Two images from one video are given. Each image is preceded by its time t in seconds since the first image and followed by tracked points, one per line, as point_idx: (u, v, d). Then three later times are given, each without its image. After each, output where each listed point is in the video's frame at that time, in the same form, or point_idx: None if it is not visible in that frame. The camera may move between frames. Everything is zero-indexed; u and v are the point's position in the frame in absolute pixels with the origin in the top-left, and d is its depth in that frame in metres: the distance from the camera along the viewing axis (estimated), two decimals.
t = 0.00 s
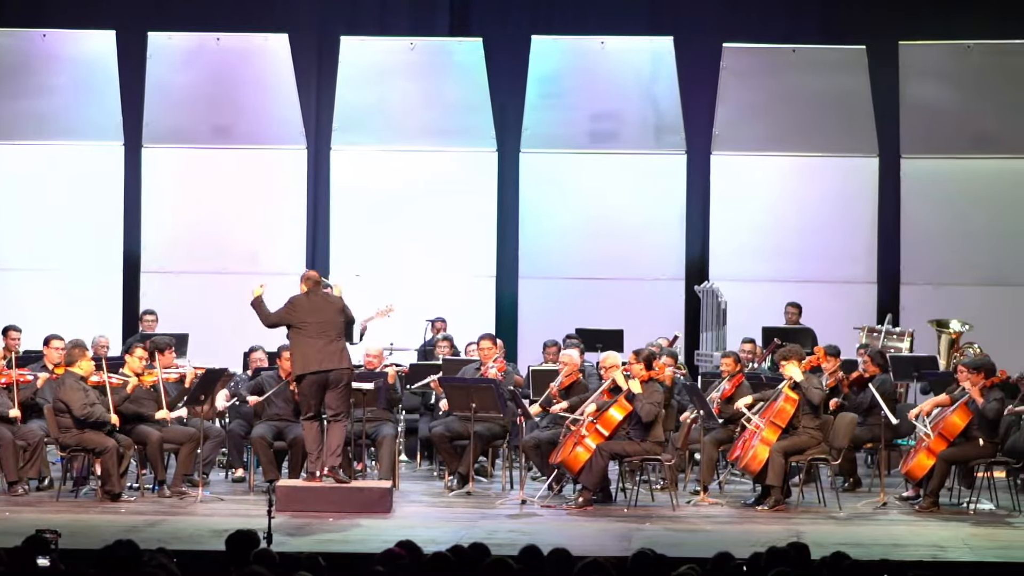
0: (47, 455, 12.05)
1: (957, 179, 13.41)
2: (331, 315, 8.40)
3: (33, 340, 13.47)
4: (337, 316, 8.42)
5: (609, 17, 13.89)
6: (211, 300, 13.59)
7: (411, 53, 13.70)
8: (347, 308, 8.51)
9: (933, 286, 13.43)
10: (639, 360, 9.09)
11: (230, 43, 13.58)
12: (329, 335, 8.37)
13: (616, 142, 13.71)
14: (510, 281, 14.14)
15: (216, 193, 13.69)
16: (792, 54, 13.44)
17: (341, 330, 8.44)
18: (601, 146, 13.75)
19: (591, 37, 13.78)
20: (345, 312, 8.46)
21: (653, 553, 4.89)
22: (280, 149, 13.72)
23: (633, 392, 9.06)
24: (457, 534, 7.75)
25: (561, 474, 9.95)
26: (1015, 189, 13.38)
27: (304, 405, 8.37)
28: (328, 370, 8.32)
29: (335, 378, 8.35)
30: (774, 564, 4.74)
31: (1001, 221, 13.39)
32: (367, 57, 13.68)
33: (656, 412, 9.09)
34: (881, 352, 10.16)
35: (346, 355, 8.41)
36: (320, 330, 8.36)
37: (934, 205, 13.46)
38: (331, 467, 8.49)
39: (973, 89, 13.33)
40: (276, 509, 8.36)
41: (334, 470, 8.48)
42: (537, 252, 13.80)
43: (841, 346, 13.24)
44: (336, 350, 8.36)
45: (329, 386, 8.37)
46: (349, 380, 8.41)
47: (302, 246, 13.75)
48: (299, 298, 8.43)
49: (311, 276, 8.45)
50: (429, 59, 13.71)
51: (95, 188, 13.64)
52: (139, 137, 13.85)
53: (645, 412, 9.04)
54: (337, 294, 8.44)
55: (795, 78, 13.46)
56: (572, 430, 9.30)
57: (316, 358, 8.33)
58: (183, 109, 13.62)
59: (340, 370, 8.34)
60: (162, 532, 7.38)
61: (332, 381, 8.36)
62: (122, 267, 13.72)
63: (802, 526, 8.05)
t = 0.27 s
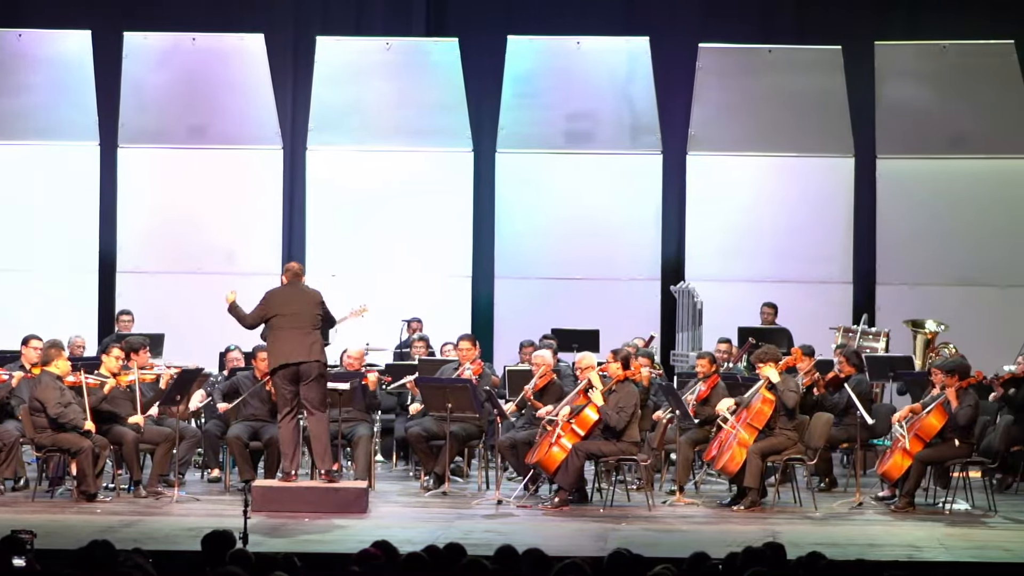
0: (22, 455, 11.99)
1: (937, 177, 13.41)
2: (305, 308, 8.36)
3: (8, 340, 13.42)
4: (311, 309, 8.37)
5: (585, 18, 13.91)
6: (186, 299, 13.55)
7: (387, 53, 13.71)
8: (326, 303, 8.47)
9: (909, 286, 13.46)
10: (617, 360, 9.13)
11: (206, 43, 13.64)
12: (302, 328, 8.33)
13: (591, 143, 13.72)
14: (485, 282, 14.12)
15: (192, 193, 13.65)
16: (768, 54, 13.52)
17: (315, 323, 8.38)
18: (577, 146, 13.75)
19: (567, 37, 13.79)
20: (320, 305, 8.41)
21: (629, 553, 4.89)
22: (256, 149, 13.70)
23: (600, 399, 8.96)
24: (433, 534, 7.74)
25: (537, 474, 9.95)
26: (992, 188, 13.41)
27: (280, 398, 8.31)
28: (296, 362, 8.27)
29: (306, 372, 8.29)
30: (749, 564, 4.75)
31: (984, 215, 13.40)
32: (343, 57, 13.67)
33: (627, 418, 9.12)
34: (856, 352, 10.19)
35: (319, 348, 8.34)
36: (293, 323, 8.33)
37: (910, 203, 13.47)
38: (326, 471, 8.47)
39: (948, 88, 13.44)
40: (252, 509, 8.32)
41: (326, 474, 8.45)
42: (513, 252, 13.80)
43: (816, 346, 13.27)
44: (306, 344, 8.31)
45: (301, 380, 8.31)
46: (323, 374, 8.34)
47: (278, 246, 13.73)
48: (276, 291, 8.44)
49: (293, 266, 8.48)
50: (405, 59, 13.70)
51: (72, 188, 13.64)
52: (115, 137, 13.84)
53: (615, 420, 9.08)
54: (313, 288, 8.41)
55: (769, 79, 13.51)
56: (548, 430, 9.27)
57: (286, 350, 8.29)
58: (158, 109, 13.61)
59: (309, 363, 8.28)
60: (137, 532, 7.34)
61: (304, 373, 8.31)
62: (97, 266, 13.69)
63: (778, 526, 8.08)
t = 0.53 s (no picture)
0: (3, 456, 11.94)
1: (921, 176, 13.46)
2: (291, 312, 8.32)
3: None
4: (298, 313, 8.34)
5: (568, 18, 13.92)
6: (168, 299, 13.53)
7: (369, 53, 13.68)
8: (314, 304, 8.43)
9: (892, 286, 13.50)
10: (599, 360, 9.18)
11: (188, 42, 13.64)
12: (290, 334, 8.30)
13: (573, 143, 13.72)
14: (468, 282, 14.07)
15: (174, 193, 13.62)
16: (750, 54, 13.55)
17: (303, 327, 8.35)
18: (559, 146, 13.75)
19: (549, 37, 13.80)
20: (307, 308, 8.37)
21: (610, 554, 4.89)
22: (237, 149, 13.68)
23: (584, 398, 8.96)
24: (415, 534, 7.73)
25: (519, 474, 9.94)
26: (975, 189, 13.44)
27: (270, 402, 8.32)
28: (284, 367, 8.26)
29: (295, 375, 8.30)
30: (731, 564, 4.75)
31: (969, 215, 13.42)
32: (325, 57, 13.65)
33: (610, 417, 9.06)
34: (837, 352, 10.23)
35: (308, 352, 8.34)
36: (279, 326, 8.31)
37: (894, 203, 13.50)
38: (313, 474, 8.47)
39: (931, 87, 13.46)
40: (234, 509, 8.29)
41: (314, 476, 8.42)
42: (495, 253, 13.80)
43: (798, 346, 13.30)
44: (293, 348, 8.29)
45: (290, 384, 8.32)
46: (312, 377, 8.34)
47: (261, 246, 13.70)
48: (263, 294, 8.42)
49: (277, 269, 8.48)
50: (386, 60, 13.68)
51: (53, 188, 13.60)
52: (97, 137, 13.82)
53: (598, 419, 9.03)
54: (298, 290, 8.38)
55: (751, 79, 13.53)
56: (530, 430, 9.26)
57: (274, 355, 8.29)
58: (140, 109, 13.59)
59: (296, 367, 8.27)
60: (119, 532, 7.31)
61: (293, 378, 8.32)
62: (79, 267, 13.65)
63: (761, 526, 8.09)
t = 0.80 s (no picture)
0: None
1: (905, 177, 13.46)
2: (288, 311, 8.32)
3: None
4: (295, 312, 8.33)
5: (551, 18, 13.91)
6: (153, 299, 13.52)
7: (353, 53, 13.65)
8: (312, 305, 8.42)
9: (875, 286, 13.51)
10: (583, 360, 9.16)
11: (172, 42, 13.54)
12: (284, 332, 8.29)
13: (556, 143, 13.72)
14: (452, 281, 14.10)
15: (158, 193, 13.59)
16: (734, 54, 13.56)
17: (299, 327, 8.34)
18: (542, 146, 13.75)
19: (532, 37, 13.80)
20: (305, 307, 8.36)
21: (594, 554, 4.88)
22: (221, 149, 13.66)
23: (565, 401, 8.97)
24: (399, 534, 7.71)
25: (503, 474, 9.94)
26: (958, 188, 13.47)
27: (262, 400, 8.30)
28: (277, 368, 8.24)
29: (287, 377, 8.28)
30: (714, 564, 4.75)
31: (954, 215, 13.44)
32: (308, 57, 13.64)
33: (594, 415, 9.06)
34: (821, 352, 10.26)
35: (302, 353, 8.31)
36: (275, 327, 8.30)
37: (877, 203, 13.52)
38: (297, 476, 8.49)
39: (915, 88, 13.51)
40: (218, 509, 8.27)
41: (298, 477, 8.41)
42: (479, 253, 13.80)
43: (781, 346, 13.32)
44: (288, 349, 8.27)
45: (281, 385, 8.31)
46: (305, 378, 8.32)
47: (245, 247, 13.68)
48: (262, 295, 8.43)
49: (277, 269, 8.47)
50: (370, 60, 13.67)
51: (36, 189, 13.54)
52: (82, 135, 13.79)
53: (581, 416, 9.00)
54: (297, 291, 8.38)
55: (734, 79, 13.55)
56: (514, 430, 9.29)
57: (268, 355, 8.27)
58: (123, 109, 13.56)
59: (289, 369, 8.24)
60: (102, 532, 7.28)
61: (286, 379, 8.30)
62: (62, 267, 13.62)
63: (745, 526, 8.11)
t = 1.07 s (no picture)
0: None
1: (886, 177, 13.52)
2: (284, 312, 8.31)
3: None
4: (291, 314, 8.33)
5: (533, 19, 13.92)
6: (133, 299, 13.49)
7: (333, 53, 13.66)
8: (307, 309, 8.41)
9: (856, 287, 13.56)
10: (564, 359, 9.12)
11: (153, 42, 13.60)
12: (279, 332, 8.28)
13: (537, 143, 13.73)
14: (433, 281, 13.97)
15: (140, 193, 13.61)
16: (715, 54, 13.61)
17: (293, 329, 8.34)
18: (523, 146, 13.76)
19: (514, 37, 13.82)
20: (300, 310, 8.37)
21: (575, 553, 4.89)
22: (202, 149, 13.64)
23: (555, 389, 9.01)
24: (380, 534, 7.70)
25: (484, 474, 9.93)
26: (939, 189, 13.54)
27: (251, 396, 8.27)
28: (266, 370, 8.23)
29: (276, 378, 8.26)
30: (696, 563, 4.76)
31: (935, 215, 13.51)
32: (290, 57, 13.62)
33: (576, 411, 9.03)
34: (801, 353, 10.29)
35: (294, 356, 8.31)
36: (268, 329, 8.28)
37: (858, 203, 13.56)
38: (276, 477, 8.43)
39: (894, 88, 13.55)
40: (199, 509, 8.24)
41: (279, 477, 8.39)
42: (461, 252, 13.78)
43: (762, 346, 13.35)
44: (279, 352, 8.26)
45: (269, 386, 8.29)
46: (294, 381, 8.31)
47: (226, 247, 13.65)
48: (257, 293, 8.40)
49: (277, 266, 8.42)
50: (352, 60, 13.66)
51: (17, 189, 13.53)
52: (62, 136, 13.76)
53: (564, 411, 8.99)
54: (293, 293, 8.35)
55: (715, 80, 13.59)
56: (495, 430, 9.29)
57: (258, 356, 8.26)
58: (104, 109, 13.54)
59: (279, 371, 8.23)
60: (81, 532, 7.24)
61: (274, 380, 8.28)
62: (43, 267, 13.57)
63: (725, 526, 8.12)
